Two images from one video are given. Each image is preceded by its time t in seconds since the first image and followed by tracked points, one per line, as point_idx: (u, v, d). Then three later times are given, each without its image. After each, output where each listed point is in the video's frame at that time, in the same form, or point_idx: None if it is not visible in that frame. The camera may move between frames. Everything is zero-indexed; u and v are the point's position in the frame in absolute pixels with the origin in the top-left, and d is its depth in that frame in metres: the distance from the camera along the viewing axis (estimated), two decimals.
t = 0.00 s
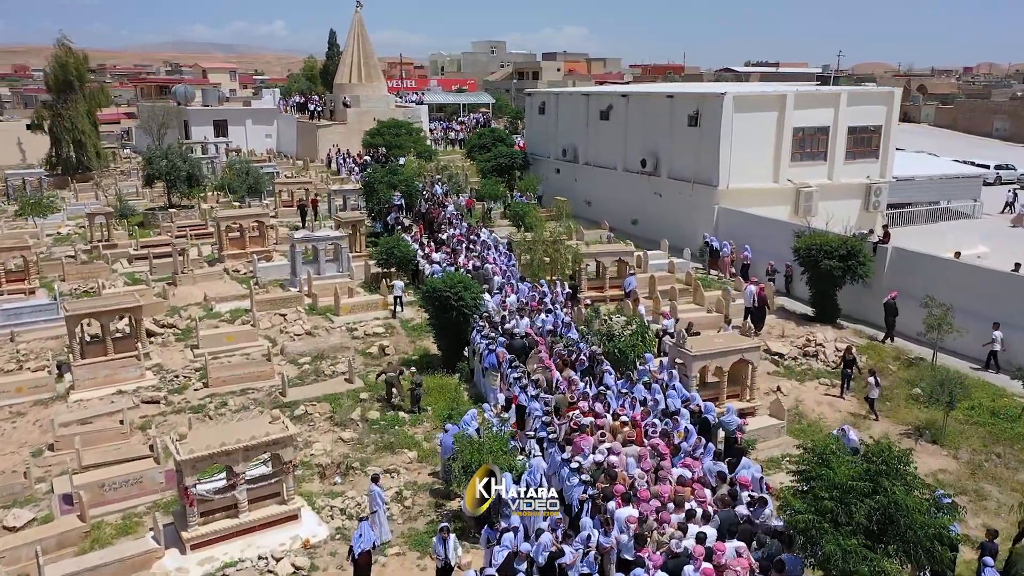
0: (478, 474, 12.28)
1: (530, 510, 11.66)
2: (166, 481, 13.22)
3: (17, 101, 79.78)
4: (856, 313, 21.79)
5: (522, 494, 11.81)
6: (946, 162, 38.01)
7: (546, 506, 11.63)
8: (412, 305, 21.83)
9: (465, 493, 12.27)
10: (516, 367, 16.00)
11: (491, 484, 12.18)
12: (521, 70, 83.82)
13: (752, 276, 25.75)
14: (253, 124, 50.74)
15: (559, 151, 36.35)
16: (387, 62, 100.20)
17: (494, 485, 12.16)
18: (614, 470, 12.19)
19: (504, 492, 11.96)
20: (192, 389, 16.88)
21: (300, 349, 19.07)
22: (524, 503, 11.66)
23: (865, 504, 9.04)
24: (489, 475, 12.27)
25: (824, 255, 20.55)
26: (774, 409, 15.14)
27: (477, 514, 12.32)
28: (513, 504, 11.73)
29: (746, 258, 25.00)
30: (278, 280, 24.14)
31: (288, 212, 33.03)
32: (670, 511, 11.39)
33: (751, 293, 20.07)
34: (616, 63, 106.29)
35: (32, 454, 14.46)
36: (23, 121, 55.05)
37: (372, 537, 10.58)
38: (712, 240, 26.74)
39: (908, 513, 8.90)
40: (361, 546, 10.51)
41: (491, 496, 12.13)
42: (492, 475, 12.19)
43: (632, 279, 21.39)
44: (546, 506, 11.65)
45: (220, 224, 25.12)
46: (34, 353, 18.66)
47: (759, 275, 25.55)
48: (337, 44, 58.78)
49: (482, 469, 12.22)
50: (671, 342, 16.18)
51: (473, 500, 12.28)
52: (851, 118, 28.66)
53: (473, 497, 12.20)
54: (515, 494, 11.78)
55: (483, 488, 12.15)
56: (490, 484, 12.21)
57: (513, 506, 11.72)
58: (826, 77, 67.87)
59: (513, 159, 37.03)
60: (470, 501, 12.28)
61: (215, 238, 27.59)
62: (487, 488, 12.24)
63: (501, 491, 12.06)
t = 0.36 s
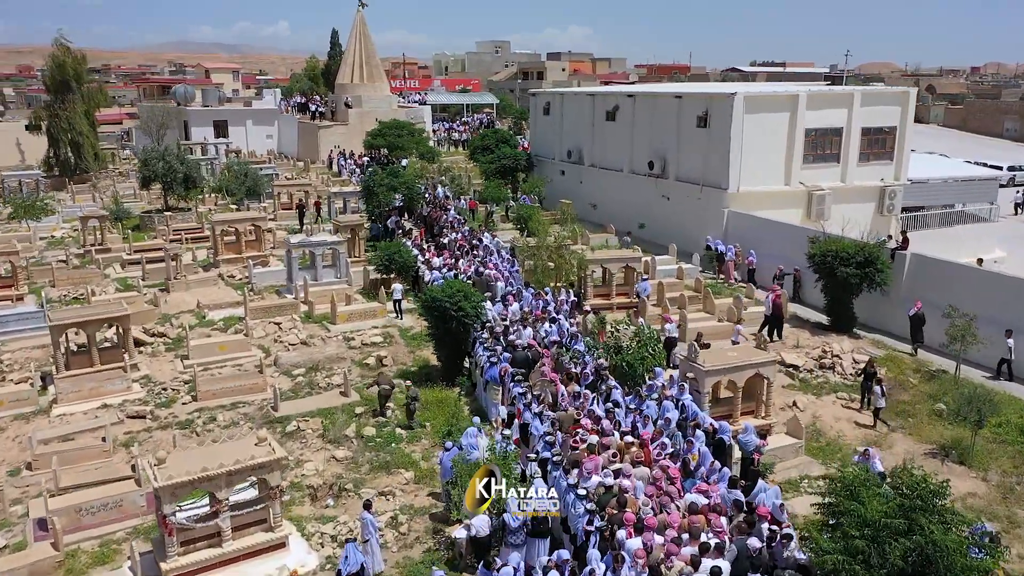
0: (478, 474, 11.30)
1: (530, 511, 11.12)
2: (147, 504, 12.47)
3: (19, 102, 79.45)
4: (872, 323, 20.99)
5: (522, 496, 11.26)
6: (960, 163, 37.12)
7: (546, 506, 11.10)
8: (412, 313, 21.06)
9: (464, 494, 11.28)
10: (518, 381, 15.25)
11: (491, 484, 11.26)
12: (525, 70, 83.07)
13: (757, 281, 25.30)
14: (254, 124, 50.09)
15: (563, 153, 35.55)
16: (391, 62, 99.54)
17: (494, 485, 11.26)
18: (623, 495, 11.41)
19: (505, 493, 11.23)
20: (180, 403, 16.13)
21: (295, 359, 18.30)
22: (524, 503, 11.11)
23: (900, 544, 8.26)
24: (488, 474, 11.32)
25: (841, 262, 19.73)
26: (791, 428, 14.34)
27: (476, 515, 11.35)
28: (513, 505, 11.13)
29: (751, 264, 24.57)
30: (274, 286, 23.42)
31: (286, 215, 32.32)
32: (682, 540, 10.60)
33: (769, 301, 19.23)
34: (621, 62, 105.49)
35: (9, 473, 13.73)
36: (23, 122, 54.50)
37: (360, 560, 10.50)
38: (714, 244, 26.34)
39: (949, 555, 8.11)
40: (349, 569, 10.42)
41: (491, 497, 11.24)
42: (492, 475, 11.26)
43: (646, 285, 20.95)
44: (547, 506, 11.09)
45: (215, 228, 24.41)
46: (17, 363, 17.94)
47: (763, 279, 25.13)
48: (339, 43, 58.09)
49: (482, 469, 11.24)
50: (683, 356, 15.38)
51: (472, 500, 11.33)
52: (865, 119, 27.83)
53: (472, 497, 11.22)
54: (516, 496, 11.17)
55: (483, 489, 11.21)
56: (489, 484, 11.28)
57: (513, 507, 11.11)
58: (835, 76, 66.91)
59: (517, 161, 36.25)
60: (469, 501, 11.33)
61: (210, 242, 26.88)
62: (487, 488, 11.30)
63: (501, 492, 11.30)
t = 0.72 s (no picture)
0: (478, 473, 11.08)
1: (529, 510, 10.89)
2: (128, 531, 11.73)
3: (22, 103, 79.12)
4: (892, 333, 20.16)
5: (523, 497, 10.91)
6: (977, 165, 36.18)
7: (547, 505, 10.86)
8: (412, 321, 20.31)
9: (463, 495, 11.01)
10: (523, 398, 14.48)
11: (491, 484, 11.01)
12: (531, 70, 82.25)
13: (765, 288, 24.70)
14: (255, 126, 49.45)
15: (569, 155, 34.77)
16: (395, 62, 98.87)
17: (494, 486, 10.98)
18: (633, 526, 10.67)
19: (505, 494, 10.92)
20: (168, 419, 15.38)
21: (290, 370, 17.55)
22: (524, 502, 10.87)
23: None
24: (488, 474, 11.09)
25: (860, 270, 18.89)
26: (812, 449, 13.52)
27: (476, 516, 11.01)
28: (512, 505, 10.87)
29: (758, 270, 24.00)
30: (271, 293, 22.68)
31: (286, 218, 31.61)
32: None
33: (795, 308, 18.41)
34: (627, 62, 104.63)
35: None
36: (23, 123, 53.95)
37: None
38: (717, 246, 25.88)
39: None
40: None
41: (491, 496, 10.95)
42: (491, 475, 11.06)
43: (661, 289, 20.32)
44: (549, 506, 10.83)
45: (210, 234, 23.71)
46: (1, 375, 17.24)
47: (771, 286, 24.58)
48: (342, 43, 57.41)
49: (482, 468, 11.02)
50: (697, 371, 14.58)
51: (472, 500, 11.01)
52: (881, 120, 26.98)
53: (472, 497, 10.95)
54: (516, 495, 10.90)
55: (483, 489, 10.93)
56: (489, 484, 11.04)
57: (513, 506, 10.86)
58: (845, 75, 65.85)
59: (522, 163, 35.45)
60: (469, 501, 11.02)
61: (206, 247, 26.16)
62: (488, 488, 11.02)
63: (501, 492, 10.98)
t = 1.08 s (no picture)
0: (479, 473, 11.22)
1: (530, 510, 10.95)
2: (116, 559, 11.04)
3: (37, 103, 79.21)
4: (923, 346, 19.22)
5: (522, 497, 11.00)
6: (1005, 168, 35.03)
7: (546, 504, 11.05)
8: (421, 330, 19.60)
9: (464, 495, 11.10)
10: (536, 416, 13.70)
11: (491, 484, 11.19)
12: (546, 70, 81.47)
13: (784, 295, 23.94)
14: (267, 127, 49.01)
15: (584, 157, 33.96)
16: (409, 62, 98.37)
17: (493, 485, 11.14)
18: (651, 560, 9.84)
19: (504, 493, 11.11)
20: (165, 434, 14.72)
21: (293, 382, 16.87)
22: (524, 502, 10.92)
23: None
24: (488, 475, 11.22)
25: (891, 279, 17.98)
26: (845, 474, 12.67)
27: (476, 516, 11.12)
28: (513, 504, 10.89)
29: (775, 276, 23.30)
30: (276, 300, 22.04)
31: (296, 221, 30.99)
32: None
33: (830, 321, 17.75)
34: (643, 62, 103.55)
35: None
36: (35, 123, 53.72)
37: None
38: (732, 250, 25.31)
39: None
40: None
41: (491, 497, 11.08)
42: (491, 475, 11.21)
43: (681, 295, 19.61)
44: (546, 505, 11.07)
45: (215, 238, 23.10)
46: None
47: (790, 293, 23.81)
48: (355, 43, 56.85)
49: (483, 468, 11.18)
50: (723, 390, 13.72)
51: (472, 501, 11.12)
52: (909, 122, 26.00)
53: (472, 497, 11.04)
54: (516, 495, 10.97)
55: (483, 488, 11.04)
56: (489, 484, 11.18)
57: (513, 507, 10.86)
58: (865, 75, 64.59)
59: (536, 165, 34.68)
60: (469, 501, 11.12)
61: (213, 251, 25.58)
62: (488, 488, 11.16)
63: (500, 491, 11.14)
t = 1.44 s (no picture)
0: (479, 474, 12.01)
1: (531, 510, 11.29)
2: None
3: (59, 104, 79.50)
4: (965, 361, 18.16)
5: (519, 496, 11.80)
6: None
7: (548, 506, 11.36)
8: (436, 341, 18.82)
9: (465, 494, 11.90)
10: (555, 439, 12.80)
11: (490, 483, 11.79)
12: (566, 70, 80.56)
13: (811, 304, 23.02)
14: (284, 127, 48.54)
15: (605, 160, 33.02)
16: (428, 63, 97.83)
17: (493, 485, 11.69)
18: None
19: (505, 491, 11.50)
20: (165, 453, 14.01)
21: (301, 397, 16.13)
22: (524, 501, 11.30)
23: None
24: (488, 475, 11.82)
25: (932, 292, 16.94)
26: (889, 507, 11.70)
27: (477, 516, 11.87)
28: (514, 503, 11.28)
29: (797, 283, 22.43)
30: (287, 308, 21.34)
31: (310, 224, 30.37)
32: None
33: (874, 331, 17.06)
34: (664, 61, 102.34)
35: None
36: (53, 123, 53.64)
37: None
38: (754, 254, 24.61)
39: None
40: None
41: (490, 496, 11.69)
42: (489, 473, 11.85)
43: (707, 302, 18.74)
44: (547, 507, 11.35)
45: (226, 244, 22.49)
46: None
47: (817, 302, 22.88)
48: (373, 43, 56.27)
49: (483, 469, 11.99)
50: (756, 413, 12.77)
51: (473, 500, 11.89)
52: (946, 124, 24.84)
53: (472, 497, 11.84)
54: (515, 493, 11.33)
55: (482, 488, 11.69)
56: (488, 484, 11.81)
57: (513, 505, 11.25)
58: (893, 75, 63.12)
59: (556, 167, 33.81)
60: (470, 501, 11.91)
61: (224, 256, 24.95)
62: (488, 489, 11.90)
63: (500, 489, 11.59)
